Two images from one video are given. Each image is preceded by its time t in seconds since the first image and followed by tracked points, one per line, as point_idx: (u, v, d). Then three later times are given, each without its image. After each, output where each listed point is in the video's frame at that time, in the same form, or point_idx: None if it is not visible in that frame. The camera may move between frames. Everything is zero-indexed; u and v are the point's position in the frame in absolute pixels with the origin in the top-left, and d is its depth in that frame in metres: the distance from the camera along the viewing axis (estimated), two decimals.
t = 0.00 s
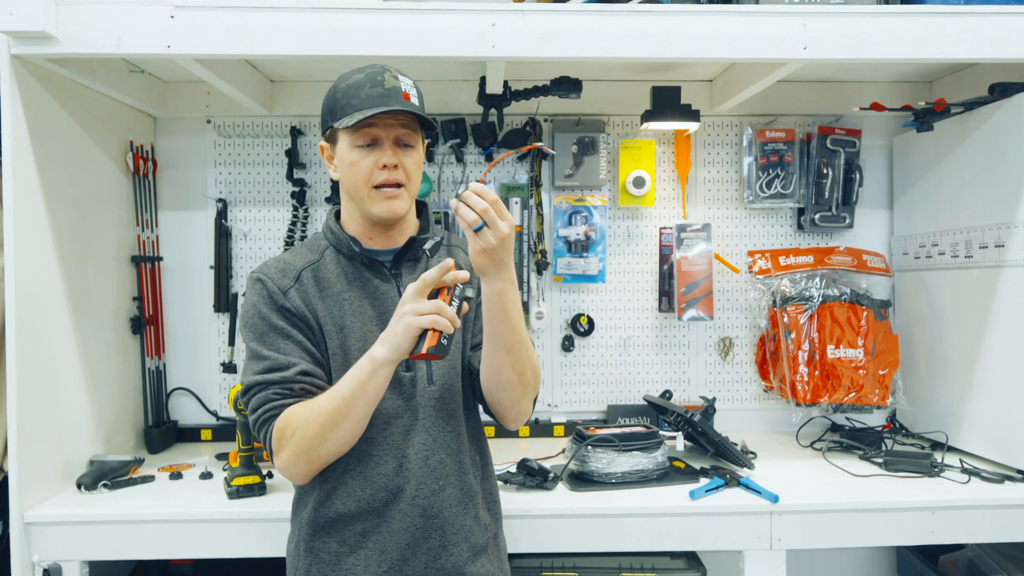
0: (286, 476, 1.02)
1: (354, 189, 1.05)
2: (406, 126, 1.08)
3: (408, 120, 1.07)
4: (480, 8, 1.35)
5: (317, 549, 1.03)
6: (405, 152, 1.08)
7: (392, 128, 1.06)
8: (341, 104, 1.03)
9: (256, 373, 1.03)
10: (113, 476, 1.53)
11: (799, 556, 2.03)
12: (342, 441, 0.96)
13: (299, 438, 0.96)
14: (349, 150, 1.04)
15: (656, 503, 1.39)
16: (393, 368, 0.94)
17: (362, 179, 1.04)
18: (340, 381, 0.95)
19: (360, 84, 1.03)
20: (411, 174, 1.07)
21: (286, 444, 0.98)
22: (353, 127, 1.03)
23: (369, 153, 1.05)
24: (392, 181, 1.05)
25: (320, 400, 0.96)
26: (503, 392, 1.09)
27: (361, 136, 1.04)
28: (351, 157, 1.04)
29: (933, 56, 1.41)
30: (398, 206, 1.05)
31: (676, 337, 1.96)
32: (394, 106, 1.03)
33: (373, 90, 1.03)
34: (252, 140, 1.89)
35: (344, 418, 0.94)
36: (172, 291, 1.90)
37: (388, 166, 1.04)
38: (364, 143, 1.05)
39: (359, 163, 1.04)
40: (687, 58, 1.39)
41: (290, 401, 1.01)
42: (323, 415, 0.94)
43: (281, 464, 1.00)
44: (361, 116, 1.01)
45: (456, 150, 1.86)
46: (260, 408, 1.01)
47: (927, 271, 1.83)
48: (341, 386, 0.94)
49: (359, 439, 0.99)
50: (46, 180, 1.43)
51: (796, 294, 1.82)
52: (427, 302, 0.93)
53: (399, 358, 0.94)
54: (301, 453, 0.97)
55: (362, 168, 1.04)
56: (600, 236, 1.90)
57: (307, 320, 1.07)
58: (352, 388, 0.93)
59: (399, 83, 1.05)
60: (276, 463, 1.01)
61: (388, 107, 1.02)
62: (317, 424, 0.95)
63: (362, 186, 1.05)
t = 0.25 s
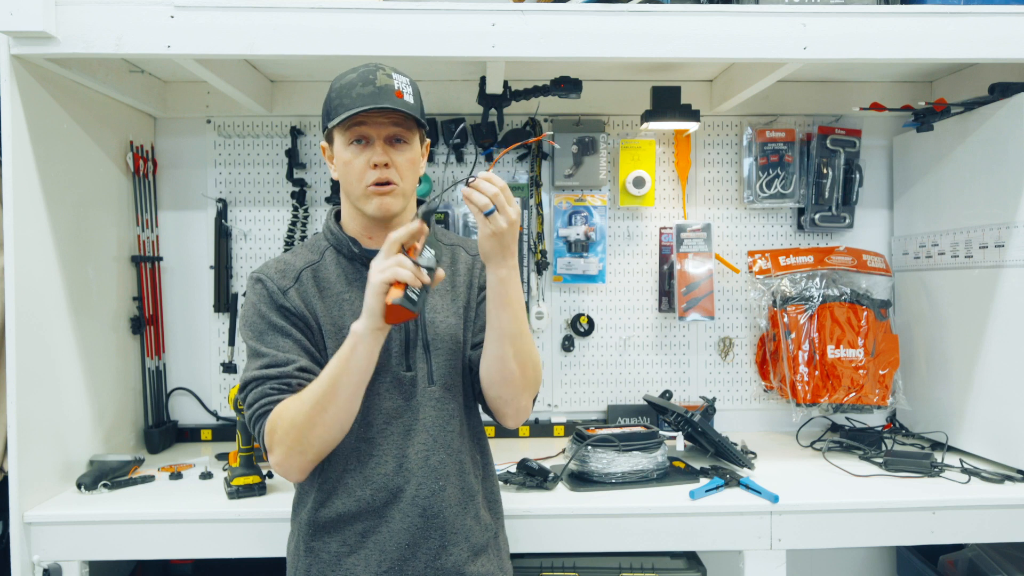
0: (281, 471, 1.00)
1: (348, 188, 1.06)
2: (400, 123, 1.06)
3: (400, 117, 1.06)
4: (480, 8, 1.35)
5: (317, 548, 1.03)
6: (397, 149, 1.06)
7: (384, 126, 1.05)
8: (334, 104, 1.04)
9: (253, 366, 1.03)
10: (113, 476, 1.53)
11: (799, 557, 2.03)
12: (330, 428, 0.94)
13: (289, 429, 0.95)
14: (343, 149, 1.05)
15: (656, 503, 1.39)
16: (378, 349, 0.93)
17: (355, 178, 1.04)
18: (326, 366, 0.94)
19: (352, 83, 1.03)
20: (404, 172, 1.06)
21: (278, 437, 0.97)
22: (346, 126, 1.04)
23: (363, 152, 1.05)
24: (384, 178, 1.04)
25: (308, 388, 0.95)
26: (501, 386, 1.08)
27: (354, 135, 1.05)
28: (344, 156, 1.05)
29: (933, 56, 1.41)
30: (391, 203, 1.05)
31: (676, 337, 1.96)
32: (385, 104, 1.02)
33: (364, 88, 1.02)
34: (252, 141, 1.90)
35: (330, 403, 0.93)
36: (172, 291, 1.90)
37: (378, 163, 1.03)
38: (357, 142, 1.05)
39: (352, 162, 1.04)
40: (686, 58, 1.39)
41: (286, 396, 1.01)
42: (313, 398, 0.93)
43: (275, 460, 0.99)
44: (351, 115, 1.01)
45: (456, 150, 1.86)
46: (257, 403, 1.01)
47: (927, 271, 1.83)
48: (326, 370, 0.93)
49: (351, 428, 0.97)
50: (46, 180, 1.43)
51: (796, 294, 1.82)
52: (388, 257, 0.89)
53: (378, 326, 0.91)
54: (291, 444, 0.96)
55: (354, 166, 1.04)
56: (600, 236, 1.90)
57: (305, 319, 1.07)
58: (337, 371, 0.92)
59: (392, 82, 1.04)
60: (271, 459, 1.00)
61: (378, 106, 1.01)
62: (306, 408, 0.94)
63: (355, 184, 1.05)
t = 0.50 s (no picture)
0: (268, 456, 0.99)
1: (352, 193, 1.07)
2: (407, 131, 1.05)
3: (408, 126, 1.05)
4: (480, 8, 1.35)
5: (316, 549, 1.03)
6: (403, 159, 1.06)
7: (391, 134, 1.05)
8: (342, 108, 1.03)
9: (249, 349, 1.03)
10: (113, 476, 1.53)
11: (799, 557, 2.03)
12: (307, 409, 0.94)
13: (270, 408, 0.95)
14: (348, 153, 1.05)
15: (657, 504, 1.39)
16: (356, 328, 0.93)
17: (359, 185, 1.05)
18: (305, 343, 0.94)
19: (361, 89, 1.02)
20: (409, 179, 1.07)
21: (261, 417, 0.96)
22: (352, 133, 1.03)
23: (368, 159, 1.05)
24: (388, 188, 1.05)
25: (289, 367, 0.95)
26: (497, 385, 1.08)
27: (360, 141, 1.04)
28: (350, 162, 1.05)
29: (933, 56, 1.41)
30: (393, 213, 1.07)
31: (676, 336, 1.95)
32: (393, 113, 1.02)
33: (372, 95, 1.01)
34: (252, 141, 1.89)
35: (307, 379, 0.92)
36: (172, 292, 1.90)
37: (383, 174, 1.04)
38: (363, 147, 1.05)
39: (357, 168, 1.05)
40: (687, 58, 1.39)
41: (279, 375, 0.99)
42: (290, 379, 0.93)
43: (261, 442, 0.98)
44: (358, 125, 1.00)
45: (456, 150, 1.86)
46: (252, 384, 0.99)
47: (927, 271, 1.83)
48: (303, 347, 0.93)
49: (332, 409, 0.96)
50: (46, 180, 1.43)
51: (796, 294, 1.82)
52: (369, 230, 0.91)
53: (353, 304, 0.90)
54: (272, 423, 0.95)
55: (360, 173, 1.05)
56: (600, 236, 1.90)
57: (304, 312, 1.07)
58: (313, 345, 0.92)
59: (400, 88, 1.04)
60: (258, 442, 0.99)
61: (386, 116, 1.01)
62: (284, 389, 0.93)
63: (359, 191, 1.06)
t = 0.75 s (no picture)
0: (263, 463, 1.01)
1: (356, 191, 1.06)
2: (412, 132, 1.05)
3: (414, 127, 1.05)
4: (480, 8, 1.35)
5: (316, 549, 1.03)
6: (408, 159, 1.06)
7: (396, 134, 1.04)
8: (349, 106, 1.03)
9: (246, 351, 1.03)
10: (113, 476, 1.53)
11: (799, 557, 2.03)
12: (295, 418, 0.94)
13: (262, 416, 0.96)
14: (353, 152, 1.04)
15: (657, 503, 1.39)
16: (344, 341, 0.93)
17: (363, 183, 1.05)
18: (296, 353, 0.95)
19: (368, 89, 1.02)
20: (412, 180, 1.06)
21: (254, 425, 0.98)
22: (357, 133, 1.02)
23: (372, 158, 1.04)
24: (393, 188, 1.05)
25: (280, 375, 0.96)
26: (499, 387, 1.08)
27: (365, 140, 1.03)
28: (354, 160, 1.04)
29: (933, 56, 1.41)
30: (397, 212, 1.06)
31: (676, 337, 1.95)
32: (400, 114, 1.02)
33: (380, 96, 1.01)
34: (252, 140, 1.90)
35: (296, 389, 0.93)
36: (172, 292, 1.90)
37: (387, 173, 1.04)
38: (368, 146, 1.04)
39: (361, 167, 1.04)
40: (686, 58, 1.39)
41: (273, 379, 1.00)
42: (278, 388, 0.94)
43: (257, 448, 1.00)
44: (365, 125, 1.00)
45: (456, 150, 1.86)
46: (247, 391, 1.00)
47: (927, 271, 1.83)
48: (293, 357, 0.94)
49: (322, 418, 0.96)
50: (45, 180, 1.43)
51: (796, 294, 1.82)
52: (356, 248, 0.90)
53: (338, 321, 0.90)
54: (264, 430, 0.97)
55: (364, 172, 1.04)
56: (600, 236, 1.90)
57: (304, 314, 1.07)
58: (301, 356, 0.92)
59: (408, 89, 1.04)
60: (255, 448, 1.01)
61: (393, 116, 1.01)
62: (273, 398, 0.94)
63: (362, 190, 1.05)
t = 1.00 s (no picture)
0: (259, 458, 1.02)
1: (357, 188, 1.07)
2: (413, 128, 1.05)
3: (415, 124, 1.05)
4: (480, 8, 1.35)
5: (317, 548, 1.03)
6: (409, 156, 1.06)
7: (397, 132, 1.04)
8: (349, 105, 1.03)
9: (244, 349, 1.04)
10: (113, 476, 1.53)
11: (799, 557, 2.03)
12: (290, 410, 0.94)
13: (257, 411, 0.96)
14: (354, 150, 1.04)
15: (657, 503, 1.39)
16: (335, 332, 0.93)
17: (364, 181, 1.05)
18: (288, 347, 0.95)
19: (368, 87, 1.02)
20: (413, 178, 1.07)
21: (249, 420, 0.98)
22: (358, 131, 1.03)
23: (373, 156, 1.05)
24: (394, 185, 1.05)
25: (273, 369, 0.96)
26: (505, 387, 1.08)
27: (366, 137, 1.04)
28: (356, 158, 1.04)
29: (933, 56, 1.41)
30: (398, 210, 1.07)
31: (676, 337, 1.96)
32: (400, 111, 1.02)
33: (380, 93, 1.01)
34: (252, 140, 1.90)
35: (290, 384, 0.93)
36: (172, 291, 1.90)
37: (389, 171, 1.04)
38: (369, 144, 1.04)
39: (362, 165, 1.04)
40: (686, 58, 1.39)
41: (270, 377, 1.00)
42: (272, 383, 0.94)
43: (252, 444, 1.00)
44: (364, 122, 1.00)
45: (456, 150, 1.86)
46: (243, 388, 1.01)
47: (927, 271, 1.83)
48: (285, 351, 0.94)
49: (317, 411, 0.96)
50: (46, 180, 1.43)
51: (796, 294, 1.82)
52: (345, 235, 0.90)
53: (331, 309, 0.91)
54: (259, 426, 0.97)
55: (365, 170, 1.04)
56: (600, 236, 1.90)
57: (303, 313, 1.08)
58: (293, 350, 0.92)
59: (408, 87, 1.03)
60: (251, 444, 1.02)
61: (394, 114, 1.01)
62: (267, 392, 0.95)
63: (364, 187, 1.05)
